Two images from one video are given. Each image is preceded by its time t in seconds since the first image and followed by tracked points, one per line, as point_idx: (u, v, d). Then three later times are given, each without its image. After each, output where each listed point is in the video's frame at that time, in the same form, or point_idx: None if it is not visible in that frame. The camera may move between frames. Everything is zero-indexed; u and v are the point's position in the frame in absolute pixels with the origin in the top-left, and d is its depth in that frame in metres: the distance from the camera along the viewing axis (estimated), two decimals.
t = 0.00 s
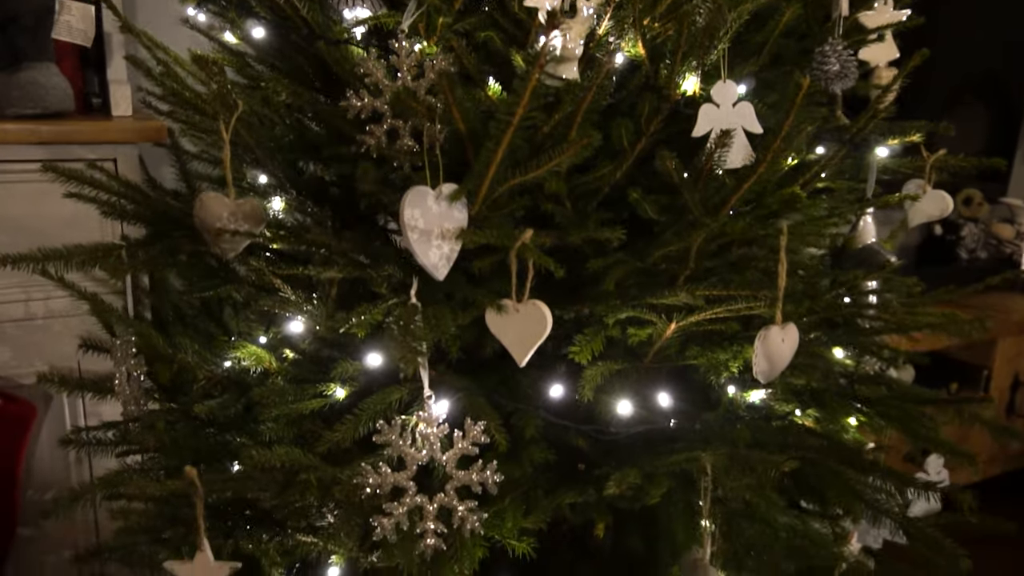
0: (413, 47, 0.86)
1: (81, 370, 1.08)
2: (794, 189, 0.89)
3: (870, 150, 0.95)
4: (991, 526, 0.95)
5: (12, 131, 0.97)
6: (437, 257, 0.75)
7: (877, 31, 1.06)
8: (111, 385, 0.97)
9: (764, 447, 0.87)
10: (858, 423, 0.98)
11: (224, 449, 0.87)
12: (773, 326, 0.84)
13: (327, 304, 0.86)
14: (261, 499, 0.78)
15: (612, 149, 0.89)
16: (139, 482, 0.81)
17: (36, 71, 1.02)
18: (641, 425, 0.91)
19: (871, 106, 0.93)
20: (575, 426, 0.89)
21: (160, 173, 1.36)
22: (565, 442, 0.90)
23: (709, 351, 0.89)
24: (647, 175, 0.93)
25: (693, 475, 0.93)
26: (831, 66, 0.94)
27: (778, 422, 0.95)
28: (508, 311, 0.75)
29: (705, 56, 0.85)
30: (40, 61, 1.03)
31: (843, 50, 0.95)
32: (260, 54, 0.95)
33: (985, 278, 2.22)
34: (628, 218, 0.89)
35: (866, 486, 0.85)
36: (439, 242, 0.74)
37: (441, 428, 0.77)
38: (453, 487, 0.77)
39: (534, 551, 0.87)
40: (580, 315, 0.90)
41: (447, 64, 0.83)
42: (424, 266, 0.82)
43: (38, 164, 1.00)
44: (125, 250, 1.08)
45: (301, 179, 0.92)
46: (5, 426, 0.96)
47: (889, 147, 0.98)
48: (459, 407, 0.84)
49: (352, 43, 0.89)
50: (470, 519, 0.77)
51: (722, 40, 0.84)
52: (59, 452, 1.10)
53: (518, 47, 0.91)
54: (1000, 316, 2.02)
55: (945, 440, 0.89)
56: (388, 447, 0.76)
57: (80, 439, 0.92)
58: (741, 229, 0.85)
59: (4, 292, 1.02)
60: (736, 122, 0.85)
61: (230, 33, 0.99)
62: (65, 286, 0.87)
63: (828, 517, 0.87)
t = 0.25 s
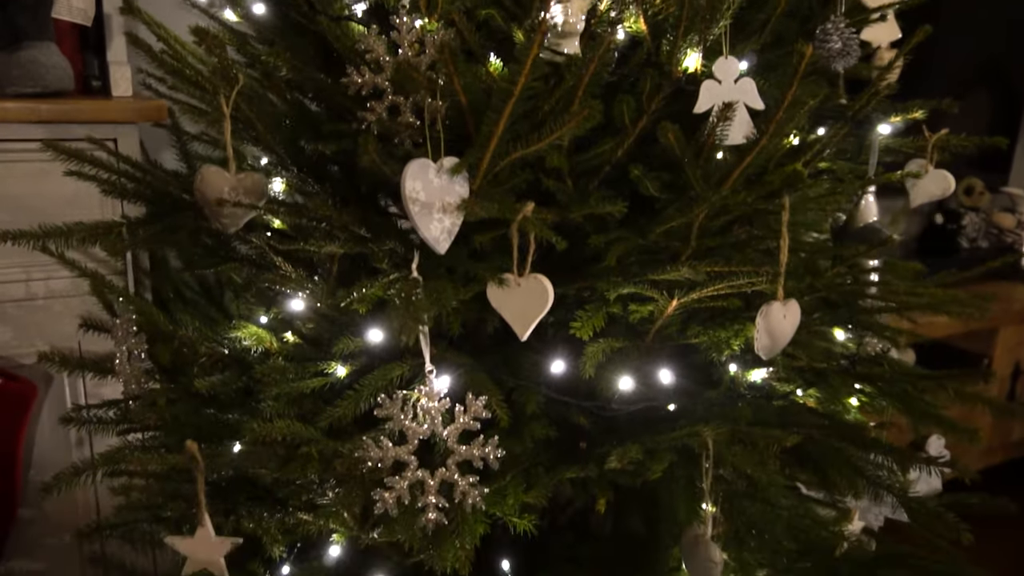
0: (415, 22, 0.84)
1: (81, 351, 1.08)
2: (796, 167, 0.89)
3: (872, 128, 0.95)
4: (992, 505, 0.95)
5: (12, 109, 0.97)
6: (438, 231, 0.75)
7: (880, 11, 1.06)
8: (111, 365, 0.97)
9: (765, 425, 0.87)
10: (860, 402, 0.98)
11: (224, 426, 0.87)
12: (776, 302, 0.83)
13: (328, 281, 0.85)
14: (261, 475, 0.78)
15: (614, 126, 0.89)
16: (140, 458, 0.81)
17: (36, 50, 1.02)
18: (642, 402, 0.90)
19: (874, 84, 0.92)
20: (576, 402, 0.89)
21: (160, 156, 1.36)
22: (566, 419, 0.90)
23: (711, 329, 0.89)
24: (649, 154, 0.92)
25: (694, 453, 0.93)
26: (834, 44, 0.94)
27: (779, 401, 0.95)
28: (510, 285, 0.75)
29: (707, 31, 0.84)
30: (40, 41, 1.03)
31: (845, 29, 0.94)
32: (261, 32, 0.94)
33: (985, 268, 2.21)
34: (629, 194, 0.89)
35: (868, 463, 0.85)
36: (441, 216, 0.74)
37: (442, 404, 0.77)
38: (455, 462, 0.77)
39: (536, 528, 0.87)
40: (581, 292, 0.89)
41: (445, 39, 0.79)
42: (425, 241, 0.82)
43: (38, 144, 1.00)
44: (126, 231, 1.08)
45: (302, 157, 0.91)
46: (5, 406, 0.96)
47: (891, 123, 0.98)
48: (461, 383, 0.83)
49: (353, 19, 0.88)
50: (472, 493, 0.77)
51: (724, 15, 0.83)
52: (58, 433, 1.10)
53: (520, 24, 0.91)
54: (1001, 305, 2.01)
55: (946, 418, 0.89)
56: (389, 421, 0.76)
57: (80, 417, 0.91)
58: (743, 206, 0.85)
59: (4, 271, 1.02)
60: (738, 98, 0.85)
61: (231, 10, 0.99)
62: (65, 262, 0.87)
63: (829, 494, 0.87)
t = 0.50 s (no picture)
0: None
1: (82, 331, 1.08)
2: (799, 145, 0.89)
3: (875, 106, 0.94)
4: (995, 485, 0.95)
5: (12, 88, 0.97)
6: (440, 204, 0.74)
7: None
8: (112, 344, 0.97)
9: (767, 402, 0.87)
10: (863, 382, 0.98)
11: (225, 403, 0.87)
12: (778, 279, 0.83)
13: (329, 258, 0.85)
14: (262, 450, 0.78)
15: (616, 103, 0.89)
16: (141, 434, 0.81)
17: (36, 29, 1.02)
18: (644, 379, 0.90)
19: (877, 61, 0.92)
20: (577, 378, 0.89)
21: (160, 140, 1.36)
22: (568, 397, 0.90)
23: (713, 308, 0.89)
24: (651, 133, 0.92)
25: (696, 432, 0.92)
26: (836, 21, 0.94)
27: (781, 380, 0.95)
28: (512, 259, 0.74)
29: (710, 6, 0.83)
30: (40, 20, 1.03)
31: (848, 7, 0.94)
32: (262, 9, 0.94)
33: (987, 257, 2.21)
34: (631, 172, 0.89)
35: (870, 441, 0.85)
36: (442, 189, 0.74)
37: (444, 378, 0.76)
38: (457, 437, 0.77)
39: (537, 505, 0.87)
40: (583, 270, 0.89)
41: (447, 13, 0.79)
42: (426, 217, 0.81)
43: (38, 123, 1.00)
44: (126, 212, 1.08)
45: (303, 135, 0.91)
46: (5, 388, 0.95)
47: (894, 101, 0.98)
48: (462, 360, 0.83)
49: None
50: (473, 469, 0.77)
51: None
52: (59, 415, 1.10)
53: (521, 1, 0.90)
54: (1002, 294, 2.01)
55: (949, 397, 0.88)
56: (391, 396, 0.76)
57: (81, 396, 0.91)
58: (745, 183, 0.85)
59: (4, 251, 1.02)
60: (741, 74, 0.85)
61: None
62: (66, 239, 0.87)
63: (831, 473, 0.87)
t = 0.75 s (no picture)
0: None
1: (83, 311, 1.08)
2: (801, 121, 0.88)
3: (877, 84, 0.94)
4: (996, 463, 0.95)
5: (13, 66, 0.97)
6: (441, 176, 0.74)
7: None
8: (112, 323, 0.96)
9: (769, 380, 0.87)
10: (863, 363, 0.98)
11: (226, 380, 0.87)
12: (780, 255, 0.83)
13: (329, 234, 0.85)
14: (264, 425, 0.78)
15: (617, 81, 0.89)
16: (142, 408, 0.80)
17: (36, 7, 1.02)
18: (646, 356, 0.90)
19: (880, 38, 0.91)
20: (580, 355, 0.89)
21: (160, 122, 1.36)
22: (569, 375, 0.90)
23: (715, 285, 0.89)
24: (653, 110, 0.92)
25: (697, 410, 0.92)
26: None
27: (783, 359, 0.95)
28: (513, 232, 0.74)
29: None
30: None
31: None
32: None
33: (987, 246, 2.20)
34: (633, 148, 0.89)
35: (872, 417, 0.85)
36: (444, 162, 0.74)
37: (446, 352, 0.76)
38: (458, 412, 0.77)
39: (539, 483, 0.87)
40: (585, 247, 0.89)
41: None
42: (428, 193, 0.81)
43: (38, 101, 1.00)
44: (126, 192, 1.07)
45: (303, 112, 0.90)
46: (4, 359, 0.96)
47: (897, 79, 0.97)
48: (464, 336, 0.83)
49: None
50: (474, 444, 0.77)
51: None
52: (60, 395, 1.09)
53: None
54: (1003, 282, 2.00)
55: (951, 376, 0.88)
56: (392, 370, 0.76)
57: (82, 373, 0.91)
58: (746, 159, 0.85)
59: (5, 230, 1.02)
60: (744, 50, 0.84)
61: None
62: (66, 216, 0.86)
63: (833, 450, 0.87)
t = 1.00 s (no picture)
0: None
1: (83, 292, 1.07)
2: (804, 97, 0.88)
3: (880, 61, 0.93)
4: (997, 441, 0.95)
5: (12, 43, 0.96)
6: (443, 149, 0.74)
7: None
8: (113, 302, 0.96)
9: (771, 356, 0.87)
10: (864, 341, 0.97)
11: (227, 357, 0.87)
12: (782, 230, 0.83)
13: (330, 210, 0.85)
14: (265, 400, 0.78)
15: (619, 56, 0.88)
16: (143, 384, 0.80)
17: None
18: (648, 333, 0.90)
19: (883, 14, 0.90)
20: (581, 331, 0.89)
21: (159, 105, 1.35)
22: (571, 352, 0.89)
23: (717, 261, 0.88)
24: (654, 86, 0.91)
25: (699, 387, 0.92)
26: None
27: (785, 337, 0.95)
28: (515, 205, 0.74)
29: None
30: None
31: None
32: None
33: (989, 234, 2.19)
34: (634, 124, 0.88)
35: (874, 393, 0.85)
36: (445, 134, 0.73)
37: (448, 326, 0.76)
38: (460, 386, 0.77)
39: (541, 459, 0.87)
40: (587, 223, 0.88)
41: None
42: (429, 167, 0.81)
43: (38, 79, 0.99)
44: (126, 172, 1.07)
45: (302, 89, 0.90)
46: (5, 338, 0.96)
47: (899, 57, 0.96)
48: (466, 311, 0.83)
49: None
50: (476, 418, 0.77)
51: None
52: (61, 376, 1.09)
53: None
54: (1004, 269, 1.99)
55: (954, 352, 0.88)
56: (394, 344, 0.76)
57: (82, 351, 0.91)
58: (748, 134, 0.84)
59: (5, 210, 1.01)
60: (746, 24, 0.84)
61: None
62: (67, 192, 0.86)
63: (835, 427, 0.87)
